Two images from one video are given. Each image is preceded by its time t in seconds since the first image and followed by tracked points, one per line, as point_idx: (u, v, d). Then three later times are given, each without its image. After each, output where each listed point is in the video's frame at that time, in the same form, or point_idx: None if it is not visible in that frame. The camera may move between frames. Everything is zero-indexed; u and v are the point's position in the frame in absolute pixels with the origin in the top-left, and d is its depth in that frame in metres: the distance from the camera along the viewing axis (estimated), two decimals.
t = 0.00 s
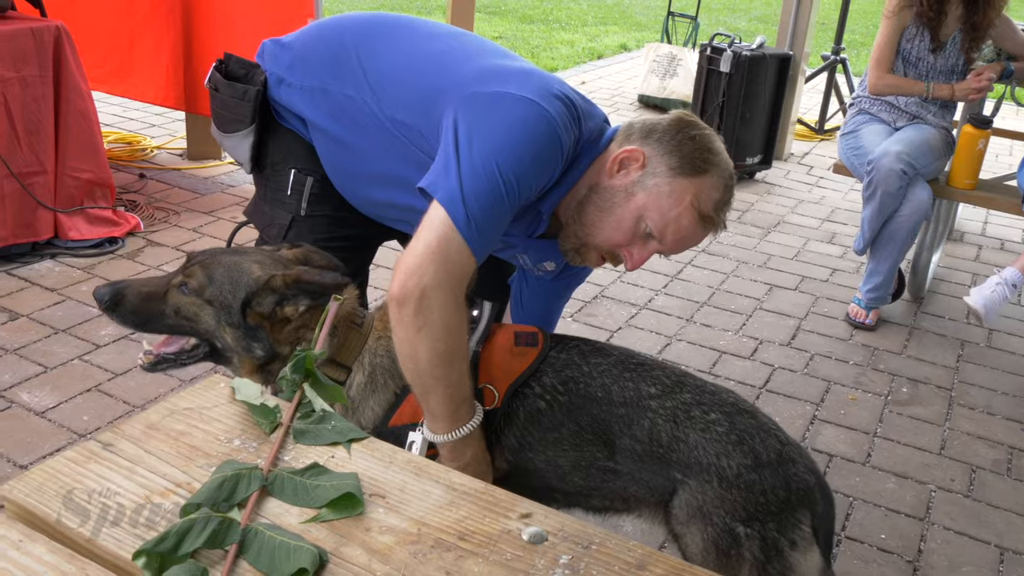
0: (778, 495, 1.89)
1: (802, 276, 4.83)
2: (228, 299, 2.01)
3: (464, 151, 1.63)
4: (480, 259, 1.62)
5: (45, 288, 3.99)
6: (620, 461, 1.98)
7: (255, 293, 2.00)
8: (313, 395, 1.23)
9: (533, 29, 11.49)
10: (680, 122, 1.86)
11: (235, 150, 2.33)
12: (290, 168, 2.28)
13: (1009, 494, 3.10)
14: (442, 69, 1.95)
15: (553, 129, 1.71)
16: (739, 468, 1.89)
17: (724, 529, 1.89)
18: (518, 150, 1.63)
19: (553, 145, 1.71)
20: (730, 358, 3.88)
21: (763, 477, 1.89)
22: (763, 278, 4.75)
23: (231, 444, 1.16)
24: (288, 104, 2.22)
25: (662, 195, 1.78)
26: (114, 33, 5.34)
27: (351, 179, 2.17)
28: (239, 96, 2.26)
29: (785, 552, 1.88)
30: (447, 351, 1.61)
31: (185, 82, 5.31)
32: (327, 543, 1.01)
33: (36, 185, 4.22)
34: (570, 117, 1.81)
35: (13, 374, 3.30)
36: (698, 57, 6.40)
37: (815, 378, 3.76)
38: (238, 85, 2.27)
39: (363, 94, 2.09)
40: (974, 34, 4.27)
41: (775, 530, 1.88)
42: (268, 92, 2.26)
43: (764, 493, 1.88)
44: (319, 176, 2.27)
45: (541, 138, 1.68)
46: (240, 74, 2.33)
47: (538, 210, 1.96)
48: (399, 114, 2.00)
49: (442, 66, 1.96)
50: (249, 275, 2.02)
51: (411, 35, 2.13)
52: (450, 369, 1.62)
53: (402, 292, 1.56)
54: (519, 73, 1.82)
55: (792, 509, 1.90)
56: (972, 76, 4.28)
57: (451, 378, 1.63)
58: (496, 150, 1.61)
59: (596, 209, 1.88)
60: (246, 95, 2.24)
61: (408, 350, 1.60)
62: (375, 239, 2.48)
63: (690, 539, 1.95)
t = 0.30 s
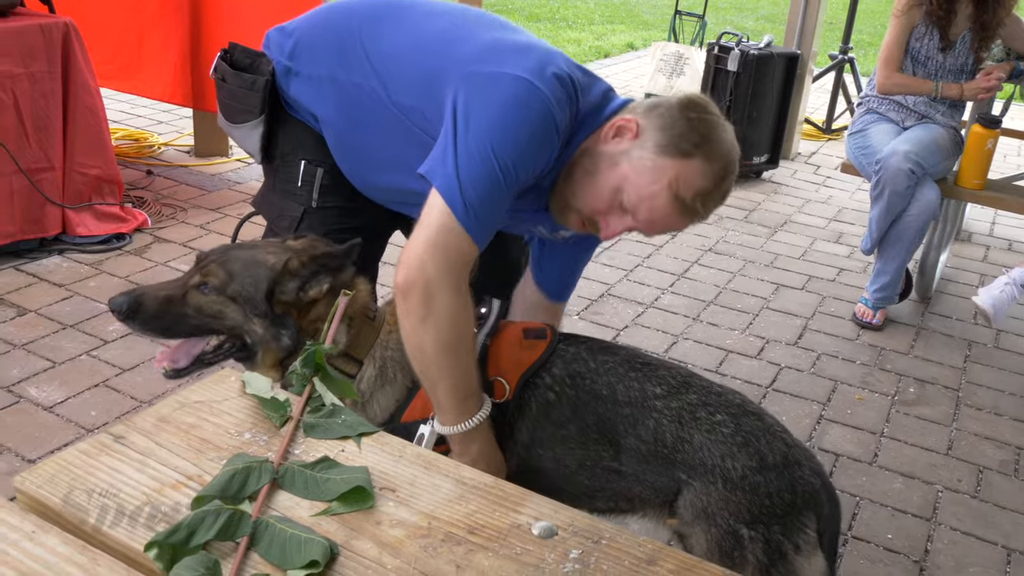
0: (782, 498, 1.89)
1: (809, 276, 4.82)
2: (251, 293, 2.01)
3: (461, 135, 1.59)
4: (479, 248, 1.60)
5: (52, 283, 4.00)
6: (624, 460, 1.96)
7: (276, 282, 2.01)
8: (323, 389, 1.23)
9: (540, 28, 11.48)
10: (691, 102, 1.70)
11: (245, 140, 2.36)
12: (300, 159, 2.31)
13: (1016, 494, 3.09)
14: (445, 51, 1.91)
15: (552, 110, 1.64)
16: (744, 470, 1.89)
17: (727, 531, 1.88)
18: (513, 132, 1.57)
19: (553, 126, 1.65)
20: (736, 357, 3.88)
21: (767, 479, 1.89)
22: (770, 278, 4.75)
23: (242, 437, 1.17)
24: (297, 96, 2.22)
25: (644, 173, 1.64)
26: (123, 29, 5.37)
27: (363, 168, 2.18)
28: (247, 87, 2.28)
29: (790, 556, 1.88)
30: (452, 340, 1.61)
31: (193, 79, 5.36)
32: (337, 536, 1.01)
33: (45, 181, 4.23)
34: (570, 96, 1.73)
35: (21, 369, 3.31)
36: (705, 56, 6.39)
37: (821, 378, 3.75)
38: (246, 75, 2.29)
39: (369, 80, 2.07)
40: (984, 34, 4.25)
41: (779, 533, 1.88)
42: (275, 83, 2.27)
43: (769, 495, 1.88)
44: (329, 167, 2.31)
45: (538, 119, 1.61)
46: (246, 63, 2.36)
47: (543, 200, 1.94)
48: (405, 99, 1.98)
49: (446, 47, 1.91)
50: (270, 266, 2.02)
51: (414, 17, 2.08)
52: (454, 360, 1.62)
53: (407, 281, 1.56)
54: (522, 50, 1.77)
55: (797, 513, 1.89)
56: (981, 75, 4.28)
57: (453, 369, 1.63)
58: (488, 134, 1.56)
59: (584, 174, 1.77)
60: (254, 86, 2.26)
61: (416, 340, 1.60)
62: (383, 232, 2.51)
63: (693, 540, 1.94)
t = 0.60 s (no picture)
0: (803, 504, 1.88)
1: (817, 278, 4.82)
2: (259, 281, 2.05)
3: (439, 123, 1.58)
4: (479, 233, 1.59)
5: (62, 282, 4.02)
6: (644, 467, 1.97)
7: (288, 284, 2.00)
8: (331, 390, 1.24)
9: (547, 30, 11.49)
10: (673, 30, 1.56)
11: (264, 134, 2.36)
12: (317, 153, 2.34)
13: None
14: (425, 23, 1.87)
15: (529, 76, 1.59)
16: (764, 476, 1.88)
17: (749, 537, 1.88)
18: (490, 110, 1.55)
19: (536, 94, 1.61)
20: (743, 359, 3.88)
21: (788, 485, 1.88)
22: (777, 280, 4.75)
23: (251, 437, 1.17)
24: (313, 93, 2.24)
25: (625, 115, 1.54)
26: (134, 28, 5.38)
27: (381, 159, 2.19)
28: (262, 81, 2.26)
29: (810, 562, 1.87)
30: (464, 325, 1.60)
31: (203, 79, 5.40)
32: (346, 536, 1.01)
33: (54, 180, 4.25)
34: (544, 53, 1.65)
35: (30, 367, 3.33)
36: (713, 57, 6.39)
37: (829, 380, 3.75)
38: (261, 69, 2.27)
39: (369, 60, 2.04)
40: (992, 36, 4.24)
41: (800, 539, 1.88)
42: (292, 75, 2.27)
43: (791, 502, 1.88)
44: (346, 160, 2.34)
45: (513, 92, 1.57)
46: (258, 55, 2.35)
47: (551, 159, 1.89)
48: (404, 79, 1.97)
49: (426, 19, 1.87)
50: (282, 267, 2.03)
51: None
52: (469, 345, 1.61)
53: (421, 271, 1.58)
54: (495, 11, 1.70)
55: (818, 519, 1.89)
56: (989, 78, 4.27)
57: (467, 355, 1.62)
58: (465, 117, 1.54)
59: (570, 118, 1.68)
60: (270, 79, 2.25)
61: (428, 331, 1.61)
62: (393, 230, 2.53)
63: (713, 547, 1.94)
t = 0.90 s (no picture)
0: (817, 504, 1.86)
1: (820, 280, 4.82)
2: (268, 273, 2.06)
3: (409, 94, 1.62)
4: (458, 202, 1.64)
5: (67, 283, 4.04)
6: (655, 472, 1.96)
7: (294, 276, 2.01)
8: (335, 391, 1.25)
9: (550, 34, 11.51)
10: None
11: (284, 127, 2.38)
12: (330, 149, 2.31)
13: None
14: None
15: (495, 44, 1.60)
16: (778, 478, 1.86)
17: (763, 539, 1.87)
18: (449, 78, 1.57)
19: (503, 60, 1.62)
20: (746, 361, 3.89)
21: (802, 486, 1.86)
22: (780, 283, 4.75)
23: (255, 438, 1.18)
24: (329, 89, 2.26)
25: (576, 60, 1.48)
26: (140, 29, 5.44)
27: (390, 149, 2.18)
28: (281, 76, 2.30)
29: (825, 561, 1.86)
30: (451, 294, 1.62)
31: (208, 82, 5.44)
32: (348, 536, 1.03)
33: (60, 182, 4.27)
34: (501, 10, 1.64)
35: (35, 368, 3.35)
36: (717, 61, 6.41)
37: (831, 384, 3.75)
38: (280, 65, 2.31)
39: (372, 48, 2.06)
40: (995, 40, 4.24)
41: (814, 539, 1.86)
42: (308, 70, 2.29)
43: (806, 503, 1.86)
44: (359, 156, 2.31)
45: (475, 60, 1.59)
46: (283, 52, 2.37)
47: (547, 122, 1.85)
48: (398, 59, 1.99)
49: None
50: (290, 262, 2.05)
51: None
52: (458, 311, 1.62)
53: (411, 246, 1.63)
54: None
55: (832, 518, 1.87)
56: (992, 82, 4.26)
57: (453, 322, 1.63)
58: (427, 90, 1.57)
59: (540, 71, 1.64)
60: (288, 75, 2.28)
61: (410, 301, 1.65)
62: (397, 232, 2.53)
63: (727, 549, 1.93)
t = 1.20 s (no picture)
0: (822, 508, 1.82)
1: (822, 288, 4.83)
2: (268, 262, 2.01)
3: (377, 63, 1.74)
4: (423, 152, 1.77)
5: (72, 289, 4.06)
6: (658, 483, 1.86)
7: (282, 267, 1.94)
8: (336, 397, 1.27)
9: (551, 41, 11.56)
10: None
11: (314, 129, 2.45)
12: (353, 153, 2.35)
13: None
14: None
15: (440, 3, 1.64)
16: (784, 483, 1.81)
17: (769, 545, 1.81)
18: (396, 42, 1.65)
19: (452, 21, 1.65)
20: (748, 368, 3.90)
21: (807, 491, 1.82)
22: (782, 290, 4.76)
23: (258, 443, 1.20)
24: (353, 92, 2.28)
25: (512, 18, 1.43)
26: (145, 37, 5.50)
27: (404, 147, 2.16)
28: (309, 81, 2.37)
29: (830, 565, 1.82)
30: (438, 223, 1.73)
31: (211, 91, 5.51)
32: (350, 539, 1.04)
33: (66, 188, 4.30)
34: None
35: (40, 374, 3.37)
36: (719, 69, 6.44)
37: (833, 391, 3.76)
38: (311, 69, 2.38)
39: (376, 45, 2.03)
40: (995, 48, 4.27)
41: (820, 544, 1.82)
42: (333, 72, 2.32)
43: (812, 508, 1.81)
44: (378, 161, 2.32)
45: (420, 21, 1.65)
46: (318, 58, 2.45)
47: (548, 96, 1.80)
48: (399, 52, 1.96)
49: None
50: (281, 253, 1.99)
51: None
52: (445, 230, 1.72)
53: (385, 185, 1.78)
54: None
55: (837, 522, 1.83)
56: (993, 89, 4.28)
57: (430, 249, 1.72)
58: (382, 55, 1.68)
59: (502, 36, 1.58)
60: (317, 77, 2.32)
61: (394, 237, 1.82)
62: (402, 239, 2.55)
63: (731, 557, 1.86)
